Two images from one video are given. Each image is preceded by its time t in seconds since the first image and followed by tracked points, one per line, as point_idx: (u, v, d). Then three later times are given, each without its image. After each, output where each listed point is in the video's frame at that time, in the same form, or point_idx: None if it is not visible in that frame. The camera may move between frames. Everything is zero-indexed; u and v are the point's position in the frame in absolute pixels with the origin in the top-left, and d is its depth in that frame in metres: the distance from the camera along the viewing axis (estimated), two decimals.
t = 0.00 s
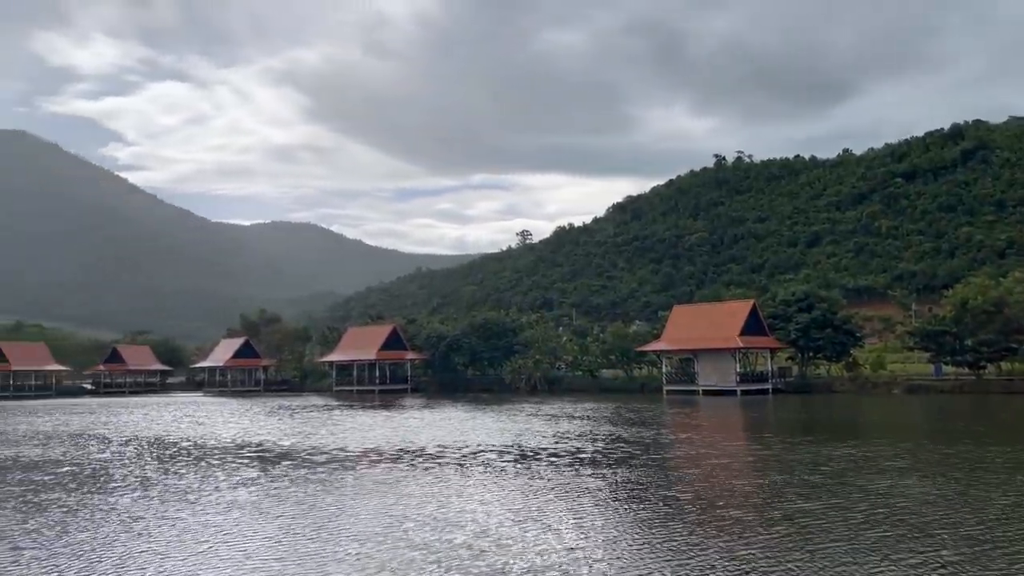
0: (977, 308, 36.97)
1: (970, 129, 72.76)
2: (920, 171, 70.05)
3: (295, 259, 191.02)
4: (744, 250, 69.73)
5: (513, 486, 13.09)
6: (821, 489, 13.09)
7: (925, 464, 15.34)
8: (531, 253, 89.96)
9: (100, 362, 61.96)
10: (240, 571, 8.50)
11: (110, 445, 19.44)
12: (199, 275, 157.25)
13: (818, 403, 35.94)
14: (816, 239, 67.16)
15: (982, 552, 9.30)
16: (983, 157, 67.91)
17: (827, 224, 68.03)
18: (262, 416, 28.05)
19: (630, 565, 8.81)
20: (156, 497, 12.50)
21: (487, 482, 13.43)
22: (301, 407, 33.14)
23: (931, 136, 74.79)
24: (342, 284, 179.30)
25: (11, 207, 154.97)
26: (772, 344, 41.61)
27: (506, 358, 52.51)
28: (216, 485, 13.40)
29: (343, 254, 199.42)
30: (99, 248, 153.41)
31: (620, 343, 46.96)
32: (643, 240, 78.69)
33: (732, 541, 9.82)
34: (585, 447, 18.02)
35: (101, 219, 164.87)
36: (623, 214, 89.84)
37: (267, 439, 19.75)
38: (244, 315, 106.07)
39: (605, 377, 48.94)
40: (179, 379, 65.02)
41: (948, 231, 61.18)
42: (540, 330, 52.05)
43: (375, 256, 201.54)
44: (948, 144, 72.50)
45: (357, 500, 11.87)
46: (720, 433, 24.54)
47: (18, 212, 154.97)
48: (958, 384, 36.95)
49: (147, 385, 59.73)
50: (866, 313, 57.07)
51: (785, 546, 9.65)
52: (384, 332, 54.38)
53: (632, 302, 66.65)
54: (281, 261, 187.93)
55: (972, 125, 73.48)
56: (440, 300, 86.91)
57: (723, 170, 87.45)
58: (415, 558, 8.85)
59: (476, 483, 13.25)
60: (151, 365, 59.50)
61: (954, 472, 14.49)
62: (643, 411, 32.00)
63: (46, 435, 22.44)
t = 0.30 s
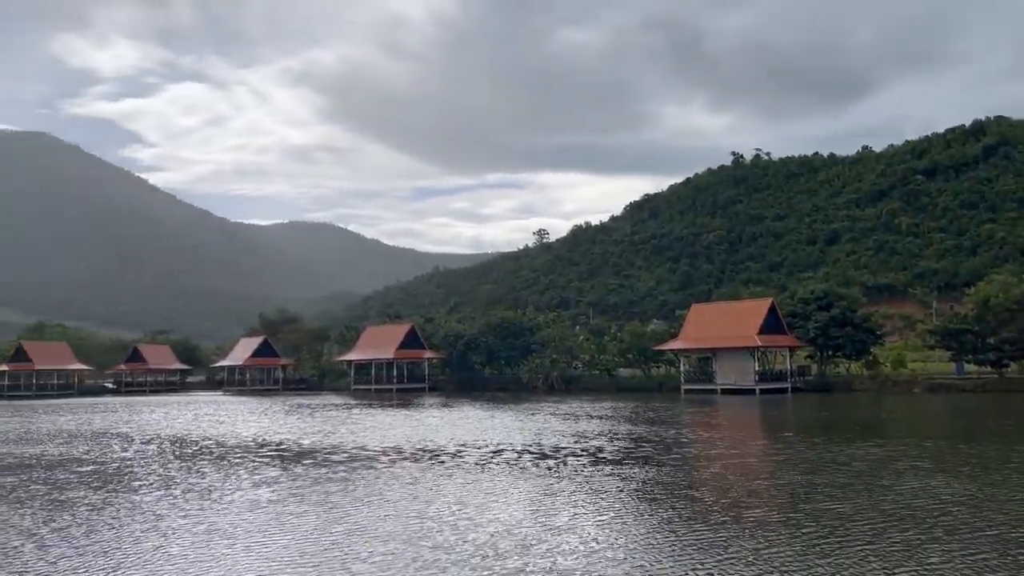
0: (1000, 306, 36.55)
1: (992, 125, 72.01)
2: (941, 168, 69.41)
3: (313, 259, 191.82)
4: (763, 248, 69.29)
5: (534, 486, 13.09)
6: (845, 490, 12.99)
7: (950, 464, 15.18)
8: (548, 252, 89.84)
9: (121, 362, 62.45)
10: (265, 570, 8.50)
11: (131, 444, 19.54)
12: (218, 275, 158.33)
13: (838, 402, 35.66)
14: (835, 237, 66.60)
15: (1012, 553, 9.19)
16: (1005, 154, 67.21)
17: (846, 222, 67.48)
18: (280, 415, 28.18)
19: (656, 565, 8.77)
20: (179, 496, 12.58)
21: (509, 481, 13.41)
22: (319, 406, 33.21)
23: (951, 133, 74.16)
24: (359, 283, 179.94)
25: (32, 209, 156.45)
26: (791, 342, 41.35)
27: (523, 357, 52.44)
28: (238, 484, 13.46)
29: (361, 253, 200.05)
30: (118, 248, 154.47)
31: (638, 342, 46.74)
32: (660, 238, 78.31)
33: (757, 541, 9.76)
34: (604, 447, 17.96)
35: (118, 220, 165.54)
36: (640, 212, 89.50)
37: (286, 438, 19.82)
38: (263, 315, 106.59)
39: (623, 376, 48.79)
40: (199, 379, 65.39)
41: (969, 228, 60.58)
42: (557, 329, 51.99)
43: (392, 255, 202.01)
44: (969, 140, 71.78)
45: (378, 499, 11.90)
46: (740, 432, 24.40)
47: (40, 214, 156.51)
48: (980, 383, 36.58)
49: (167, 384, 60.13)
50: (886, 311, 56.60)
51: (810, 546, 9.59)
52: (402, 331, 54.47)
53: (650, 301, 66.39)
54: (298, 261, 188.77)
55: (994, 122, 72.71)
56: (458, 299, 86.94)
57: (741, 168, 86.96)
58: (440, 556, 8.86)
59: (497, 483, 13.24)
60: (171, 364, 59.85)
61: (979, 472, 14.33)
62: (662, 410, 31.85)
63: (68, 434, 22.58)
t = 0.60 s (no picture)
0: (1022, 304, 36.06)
1: (1015, 120, 71.12)
2: (963, 164, 68.71)
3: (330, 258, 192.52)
4: (781, 246, 68.78)
5: (555, 484, 13.02)
6: (870, 489, 12.83)
7: (975, 464, 14.97)
8: (565, 250, 89.69)
9: (142, 361, 62.97)
10: (285, 569, 8.46)
11: (152, 442, 19.67)
12: (238, 275, 159.26)
13: (857, 400, 35.34)
14: (855, 234, 66.01)
15: None
16: None
17: (866, 219, 66.88)
18: (299, 412, 28.29)
19: (680, 565, 8.69)
20: (201, 494, 12.62)
21: (528, 480, 13.34)
22: (337, 404, 33.26)
23: (973, 129, 73.43)
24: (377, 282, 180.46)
25: (62, 211, 158.22)
26: (810, 341, 41.01)
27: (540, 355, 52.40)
28: (260, 482, 13.48)
29: (378, 252, 200.52)
30: (138, 247, 155.56)
31: (655, 341, 46.48)
32: (677, 236, 77.99)
33: (781, 542, 9.65)
34: (624, 445, 17.85)
35: (138, 220, 166.77)
36: (657, 210, 89.12)
37: (306, 436, 19.85)
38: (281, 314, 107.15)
39: (640, 374, 48.60)
40: (219, 377, 65.79)
41: (991, 225, 59.91)
42: (575, 327, 51.89)
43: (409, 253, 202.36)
44: (992, 136, 70.96)
45: (398, 497, 11.87)
46: (759, 430, 24.19)
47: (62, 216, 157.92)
48: (1003, 380, 36.14)
49: (188, 382, 60.56)
50: (907, 309, 56.09)
51: (836, 547, 9.46)
52: (420, 329, 54.50)
53: (668, 299, 66.12)
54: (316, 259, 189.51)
55: (1016, 117, 71.82)
56: (475, 297, 86.98)
57: (759, 165, 86.38)
58: (463, 556, 8.80)
59: (516, 481, 13.17)
60: (191, 363, 60.27)
61: (1006, 472, 14.11)
62: (680, 409, 31.67)
63: (91, 432, 22.76)
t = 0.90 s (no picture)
0: None
1: None
2: (984, 159, 67.98)
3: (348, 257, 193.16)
4: (800, 243, 68.33)
5: (575, 482, 13.00)
6: (896, 489, 12.66)
7: (1002, 463, 14.75)
8: (582, 247, 89.57)
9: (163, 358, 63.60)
10: (311, 565, 8.50)
11: (175, 438, 19.86)
12: (257, 274, 160.18)
13: (877, 398, 35.05)
14: (874, 231, 65.45)
15: None
16: None
17: (886, 216, 66.28)
18: (318, 409, 28.45)
19: (705, 564, 8.63)
20: (225, 490, 12.69)
21: (549, 478, 13.33)
22: (356, 401, 33.45)
23: (995, 124, 72.50)
24: (395, 280, 180.85)
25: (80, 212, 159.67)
26: (830, 338, 40.66)
27: (558, 353, 52.40)
28: (282, 479, 13.53)
29: (395, 249, 200.85)
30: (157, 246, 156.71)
31: (673, 338, 46.29)
32: (695, 233, 77.70)
33: (806, 542, 9.56)
34: (643, 443, 17.78)
35: (157, 219, 167.94)
36: (675, 207, 88.80)
37: (327, 433, 19.96)
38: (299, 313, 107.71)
39: (658, 372, 48.43)
40: (239, 375, 66.34)
41: (1015, 222, 59.22)
42: (592, 324, 51.85)
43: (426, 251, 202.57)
44: (1014, 131, 70.07)
45: (422, 494, 11.90)
46: (778, 429, 24.04)
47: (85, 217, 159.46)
48: None
49: (208, 380, 61.09)
50: (928, 307, 55.56)
51: (864, 547, 9.36)
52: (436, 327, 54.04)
53: (685, 296, 65.94)
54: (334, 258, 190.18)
55: None
56: (492, 295, 87.13)
57: (778, 162, 85.75)
58: (484, 554, 8.80)
59: (537, 479, 13.16)
60: (211, 360, 60.78)
61: None
62: (698, 406, 31.57)
63: (115, 429, 23.01)
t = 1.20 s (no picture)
0: None
1: None
2: (1009, 154, 67.01)
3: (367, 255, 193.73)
4: (821, 240, 67.74)
5: (598, 481, 12.89)
6: (925, 488, 12.47)
7: None
8: (601, 244, 89.28)
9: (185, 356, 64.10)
10: (336, 562, 8.49)
11: (198, 435, 19.96)
12: (277, 271, 161.03)
13: (900, 396, 34.65)
14: (896, 227, 64.73)
15: None
16: None
17: (909, 212, 65.54)
18: (338, 407, 28.47)
19: (732, 564, 8.52)
20: (248, 488, 12.70)
21: (571, 476, 13.23)
22: (375, 399, 33.46)
23: (1021, 118, 71.45)
24: (414, 277, 181.17)
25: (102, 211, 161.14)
26: (851, 335, 40.25)
27: (577, 350, 52.21)
28: (305, 477, 13.53)
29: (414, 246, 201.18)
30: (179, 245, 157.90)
31: (693, 336, 45.99)
32: (715, 230, 77.22)
33: (832, 542, 9.43)
34: (665, 442, 17.63)
35: (178, 217, 169.21)
36: (694, 204, 88.30)
37: (348, 431, 19.97)
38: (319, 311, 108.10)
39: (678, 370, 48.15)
40: (260, 372, 66.71)
41: None
42: (611, 322, 51.69)
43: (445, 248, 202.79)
44: None
45: (445, 493, 11.85)
46: (800, 427, 23.79)
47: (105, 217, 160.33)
48: None
49: (229, 377, 61.49)
50: (952, 304, 54.91)
51: (894, 547, 9.20)
52: (456, 325, 54.24)
53: (705, 294, 65.58)
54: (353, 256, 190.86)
55: None
56: (511, 292, 87.06)
57: (798, 158, 84.99)
58: (508, 553, 8.72)
59: (559, 478, 13.06)
60: (232, 358, 61.18)
61: None
62: (719, 404, 31.35)
63: (139, 426, 23.22)
